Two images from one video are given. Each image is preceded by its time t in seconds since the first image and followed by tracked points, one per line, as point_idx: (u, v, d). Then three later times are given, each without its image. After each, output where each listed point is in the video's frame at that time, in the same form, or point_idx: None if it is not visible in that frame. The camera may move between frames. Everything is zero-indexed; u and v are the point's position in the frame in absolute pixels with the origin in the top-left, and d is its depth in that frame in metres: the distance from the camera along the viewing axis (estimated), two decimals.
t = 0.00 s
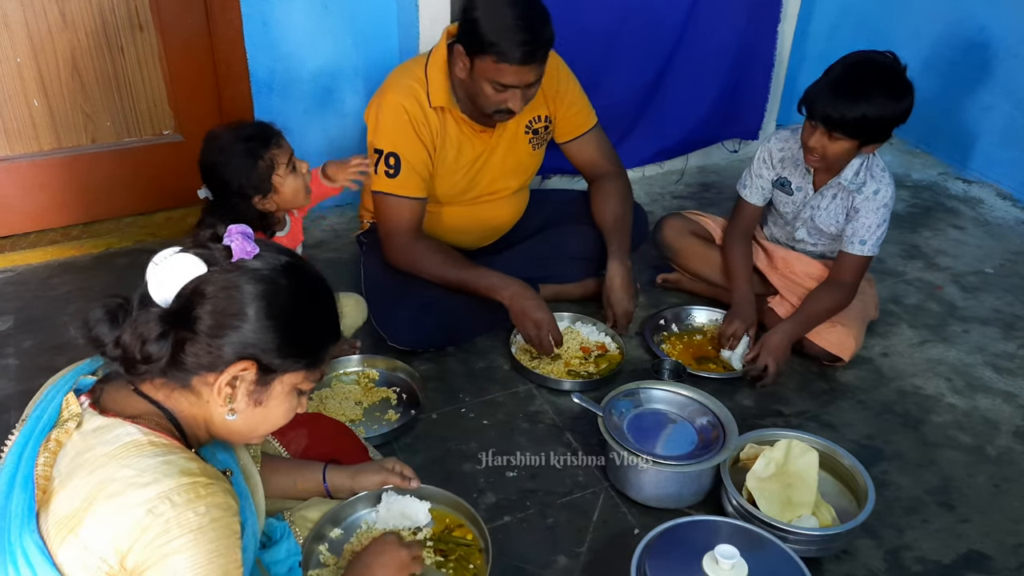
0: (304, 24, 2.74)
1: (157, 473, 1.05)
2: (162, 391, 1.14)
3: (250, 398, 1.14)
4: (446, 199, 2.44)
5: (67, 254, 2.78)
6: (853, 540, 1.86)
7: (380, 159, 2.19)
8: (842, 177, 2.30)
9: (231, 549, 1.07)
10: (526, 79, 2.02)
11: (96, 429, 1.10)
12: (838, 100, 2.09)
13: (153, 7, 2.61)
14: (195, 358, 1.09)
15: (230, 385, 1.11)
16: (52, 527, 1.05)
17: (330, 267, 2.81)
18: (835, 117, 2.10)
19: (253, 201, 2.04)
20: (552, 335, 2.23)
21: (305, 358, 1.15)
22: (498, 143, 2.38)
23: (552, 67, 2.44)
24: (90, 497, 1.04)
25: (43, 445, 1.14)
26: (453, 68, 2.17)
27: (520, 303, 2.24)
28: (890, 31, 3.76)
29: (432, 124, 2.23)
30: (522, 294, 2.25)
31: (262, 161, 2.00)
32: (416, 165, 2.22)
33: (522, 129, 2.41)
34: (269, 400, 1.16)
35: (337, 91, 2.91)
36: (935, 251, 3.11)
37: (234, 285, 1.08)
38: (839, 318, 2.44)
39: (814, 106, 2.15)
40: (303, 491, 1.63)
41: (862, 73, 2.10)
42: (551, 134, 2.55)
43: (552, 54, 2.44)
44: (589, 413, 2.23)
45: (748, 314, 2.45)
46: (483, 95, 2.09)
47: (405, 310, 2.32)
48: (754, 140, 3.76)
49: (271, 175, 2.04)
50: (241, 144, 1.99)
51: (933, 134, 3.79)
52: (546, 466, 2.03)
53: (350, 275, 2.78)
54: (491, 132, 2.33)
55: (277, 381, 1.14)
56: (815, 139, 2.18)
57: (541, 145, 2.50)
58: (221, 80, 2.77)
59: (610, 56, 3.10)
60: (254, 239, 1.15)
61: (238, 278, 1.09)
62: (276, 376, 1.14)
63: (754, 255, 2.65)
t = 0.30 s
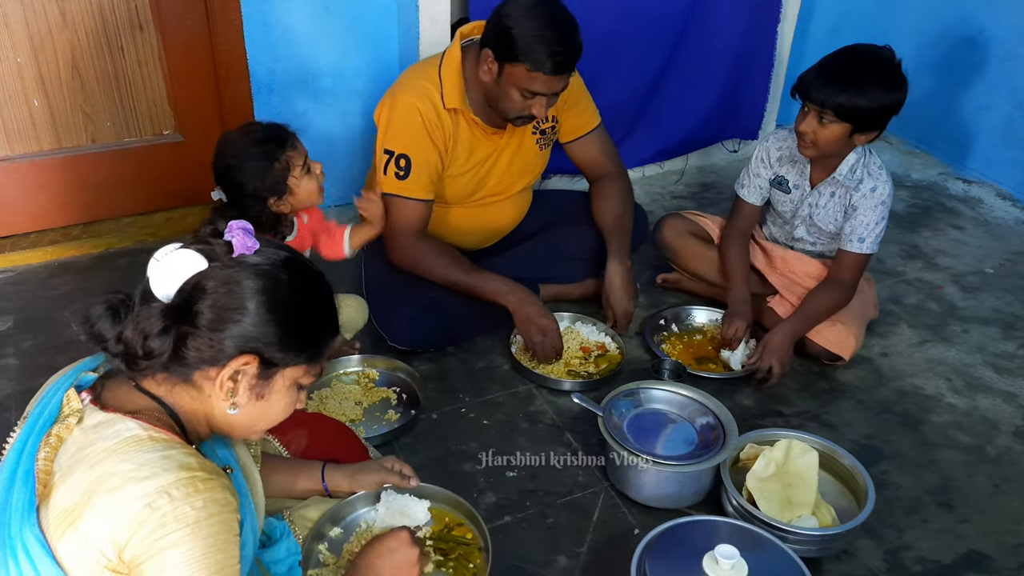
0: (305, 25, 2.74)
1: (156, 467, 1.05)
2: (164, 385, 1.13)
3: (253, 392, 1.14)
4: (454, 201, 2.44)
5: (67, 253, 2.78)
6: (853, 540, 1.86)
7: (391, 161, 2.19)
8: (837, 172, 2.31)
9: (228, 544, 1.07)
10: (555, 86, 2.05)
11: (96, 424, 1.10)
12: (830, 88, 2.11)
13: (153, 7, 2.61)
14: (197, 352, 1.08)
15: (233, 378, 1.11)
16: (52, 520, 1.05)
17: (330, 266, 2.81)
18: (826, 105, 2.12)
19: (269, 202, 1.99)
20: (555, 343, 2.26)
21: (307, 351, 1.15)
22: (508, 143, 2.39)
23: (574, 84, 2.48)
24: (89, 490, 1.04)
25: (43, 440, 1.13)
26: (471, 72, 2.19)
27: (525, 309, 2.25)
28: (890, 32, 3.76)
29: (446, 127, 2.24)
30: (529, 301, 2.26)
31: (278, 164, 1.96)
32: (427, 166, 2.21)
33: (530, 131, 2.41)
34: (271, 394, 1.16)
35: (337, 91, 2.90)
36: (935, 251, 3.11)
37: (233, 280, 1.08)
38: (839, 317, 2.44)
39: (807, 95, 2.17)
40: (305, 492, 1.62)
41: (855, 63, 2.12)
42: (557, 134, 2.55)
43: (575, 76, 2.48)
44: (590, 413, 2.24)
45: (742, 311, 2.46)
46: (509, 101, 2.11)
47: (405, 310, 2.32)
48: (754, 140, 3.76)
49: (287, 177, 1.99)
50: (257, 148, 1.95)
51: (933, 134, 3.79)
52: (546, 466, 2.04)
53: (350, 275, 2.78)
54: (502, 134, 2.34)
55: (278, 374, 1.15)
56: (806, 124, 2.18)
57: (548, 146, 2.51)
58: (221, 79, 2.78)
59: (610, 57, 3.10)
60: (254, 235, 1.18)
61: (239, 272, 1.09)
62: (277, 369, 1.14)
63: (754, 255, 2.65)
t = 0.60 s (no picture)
0: (304, 24, 2.73)
1: (159, 470, 1.05)
2: (173, 396, 1.14)
3: (267, 397, 1.17)
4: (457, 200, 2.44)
5: (67, 253, 2.78)
6: (853, 540, 1.86)
7: (396, 159, 2.18)
8: (835, 171, 2.31)
9: (233, 544, 1.08)
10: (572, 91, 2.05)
11: (97, 426, 1.10)
12: (827, 90, 2.11)
13: (153, 7, 2.61)
14: (212, 367, 1.11)
15: (249, 387, 1.14)
16: (55, 524, 1.05)
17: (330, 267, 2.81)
18: (824, 106, 2.12)
19: (286, 213, 2.05)
20: (552, 339, 2.28)
21: (315, 352, 1.19)
22: (515, 144, 2.41)
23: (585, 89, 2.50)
24: (92, 493, 1.04)
25: (44, 443, 1.14)
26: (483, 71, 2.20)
27: (525, 306, 2.26)
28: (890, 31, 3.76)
29: (455, 127, 2.24)
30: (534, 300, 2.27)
31: (292, 175, 2.02)
32: (431, 166, 2.21)
33: (535, 130, 2.42)
34: (284, 395, 1.20)
35: (337, 90, 2.89)
36: (935, 252, 3.11)
37: (241, 296, 1.08)
38: (839, 317, 2.44)
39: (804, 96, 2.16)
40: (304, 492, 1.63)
41: (852, 64, 2.11)
42: (561, 135, 2.55)
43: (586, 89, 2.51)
44: (589, 413, 2.24)
45: (728, 313, 2.45)
46: (524, 103, 2.11)
47: (405, 310, 2.32)
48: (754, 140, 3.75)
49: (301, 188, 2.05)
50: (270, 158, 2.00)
51: (933, 134, 3.78)
52: (546, 466, 2.04)
53: (350, 276, 2.78)
54: (509, 134, 2.36)
55: (291, 376, 1.19)
56: (806, 127, 2.19)
57: (552, 145, 2.51)
58: (220, 79, 2.79)
59: (610, 56, 3.10)
60: (263, 245, 1.14)
61: (242, 286, 1.09)
62: (289, 372, 1.18)
63: (750, 251, 2.66)
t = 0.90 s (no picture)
0: (303, 24, 2.74)
1: (155, 468, 1.05)
2: (175, 398, 1.14)
3: (268, 398, 1.18)
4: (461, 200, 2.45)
5: (67, 253, 2.79)
6: (853, 540, 1.86)
7: (404, 159, 2.17)
8: (840, 179, 2.30)
9: (226, 544, 1.06)
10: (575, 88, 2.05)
11: (96, 425, 1.11)
12: (833, 117, 2.05)
13: (153, 7, 2.61)
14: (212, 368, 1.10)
15: (249, 390, 1.14)
16: (51, 522, 1.06)
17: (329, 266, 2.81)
18: (835, 135, 2.06)
19: (319, 224, 2.08)
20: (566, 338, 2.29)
21: (316, 353, 1.19)
22: (518, 143, 2.41)
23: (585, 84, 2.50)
24: (88, 492, 1.04)
25: (43, 442, 1.13)
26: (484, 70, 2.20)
27: (533, 308, 2.29)
28: (889, 32, 3.76)
29: (462, 128, 2.26)
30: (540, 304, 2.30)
31: (324, 186, 2.04)
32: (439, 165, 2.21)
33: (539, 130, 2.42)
34: (284, 396, 1.21)
35: (337, 91, 2.90)
36: (935, 252, 3.11)
37: (249, 301, 1.09)
38: (839, 317, 2.44)
39: (811, 128, 2.11)
40: (304, 492, 1.63)
41: (850, 84, 2.06)
42: (562, 134, 2.54)
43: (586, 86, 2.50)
44: (590, 413, 2.24)
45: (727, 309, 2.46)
46: (527, 102, 2.11)
47: (405, 310, 2.32)
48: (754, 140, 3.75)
49: (335, 200, 2.07)
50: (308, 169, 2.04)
51: (933, 134, 3.78)
52: (546, 466, 2.04)
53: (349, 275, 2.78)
54: (513, 133, 2.36)
55: (292, 375, 1.19)
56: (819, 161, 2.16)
57: (553, 144, 2.51)
58: (220, 78, 2.77)
59: (610, 57, 3.10)
60: (265, 248, 1.14)
61: (237, 292, 1.09)
62: (290, 372, 1.18)
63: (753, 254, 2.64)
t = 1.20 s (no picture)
0: (304, 25, 2.73)
1: (153, 474, 1.05)
2: (162, 391, 1.14)
3: (255, 399, 1.14)
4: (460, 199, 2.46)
5: (67, 253, 2.78)
6: (854, 541, 1.85)
7: (404, 159, 2.18)
8: (840, 186, 2.29)
9: (223, 552, 1.06)
10: (565, 84, 2.04)
11: (96, 428, 1.10)
12: (833, 131, 2.05)
13: (152, 7, 2.61)
14: (198, 359, 1.08)
15: (234, 386, 1.11)
16: (49, 526, 1.05)
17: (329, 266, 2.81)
18: (835, 149, 2.05)
19: (344, 224, 2.15)
20: (575, 334, 2.30)
21: (309, 360, 1.15)
22: (516, 142, 2.40)
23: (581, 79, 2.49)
24: (86, 497, 1.04)
25: (42, 444, 1.13)
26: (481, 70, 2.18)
27: (536, 309, 2.28)
28: (890, 32, 3.75)
29: (460, 127, 2.25)
30: (544, 306, 2.29)
31: (362, 195, 2.09)
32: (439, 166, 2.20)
33: (538, 130, 2.42)
34: (273, 401, 1.16)
35: (338, 90, 2.89)
36: (935, 251, 3.10)
37: (236, 287, 1.08)
38: (840, 318, 2.43)
39: (810, 142, 2.10)
40: (305, 493, 1.62)
41: (849, 98, 2.05)
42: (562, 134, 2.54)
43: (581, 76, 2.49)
44: (590, 413, 2.23)
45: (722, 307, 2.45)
46: (515, 98, 2.11)
47: (404, 310, 2.32)
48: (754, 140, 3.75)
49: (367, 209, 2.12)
50: (353, 174, 2.09)
51: (934, 134, 3.78)
52: (546, 467, 2.03)
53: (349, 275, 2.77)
54: (511, 133, 2.36)
55: (281, 381, 1.15)
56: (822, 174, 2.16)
57: (553, 144, 2.51)
58: (220, 78, 2.76)
59: (609, 56, 3.10)
60: (259, 240, 1.14)
61: (240, 279, 1.08)
62: (280, 377, 1.14)
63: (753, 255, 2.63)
